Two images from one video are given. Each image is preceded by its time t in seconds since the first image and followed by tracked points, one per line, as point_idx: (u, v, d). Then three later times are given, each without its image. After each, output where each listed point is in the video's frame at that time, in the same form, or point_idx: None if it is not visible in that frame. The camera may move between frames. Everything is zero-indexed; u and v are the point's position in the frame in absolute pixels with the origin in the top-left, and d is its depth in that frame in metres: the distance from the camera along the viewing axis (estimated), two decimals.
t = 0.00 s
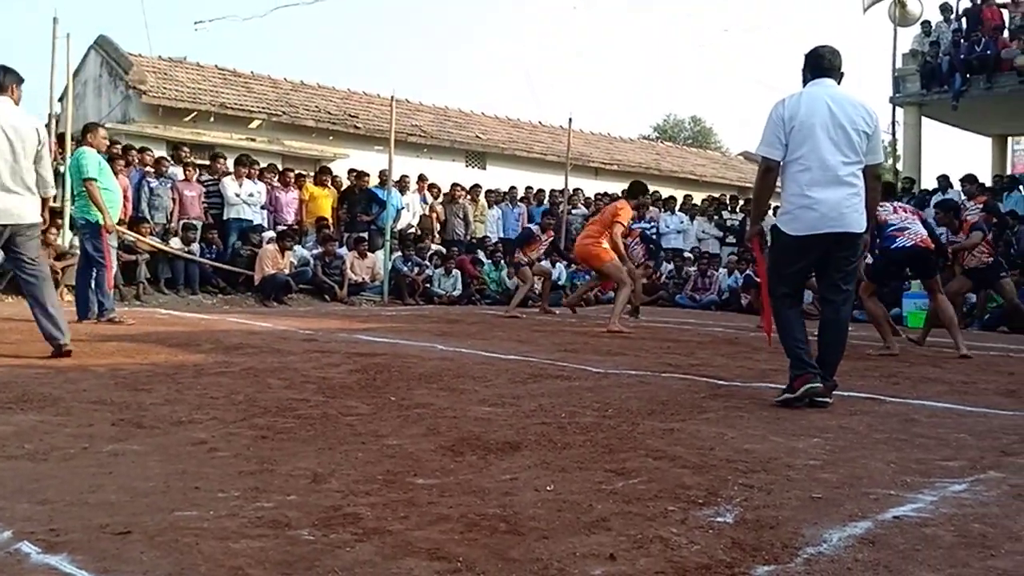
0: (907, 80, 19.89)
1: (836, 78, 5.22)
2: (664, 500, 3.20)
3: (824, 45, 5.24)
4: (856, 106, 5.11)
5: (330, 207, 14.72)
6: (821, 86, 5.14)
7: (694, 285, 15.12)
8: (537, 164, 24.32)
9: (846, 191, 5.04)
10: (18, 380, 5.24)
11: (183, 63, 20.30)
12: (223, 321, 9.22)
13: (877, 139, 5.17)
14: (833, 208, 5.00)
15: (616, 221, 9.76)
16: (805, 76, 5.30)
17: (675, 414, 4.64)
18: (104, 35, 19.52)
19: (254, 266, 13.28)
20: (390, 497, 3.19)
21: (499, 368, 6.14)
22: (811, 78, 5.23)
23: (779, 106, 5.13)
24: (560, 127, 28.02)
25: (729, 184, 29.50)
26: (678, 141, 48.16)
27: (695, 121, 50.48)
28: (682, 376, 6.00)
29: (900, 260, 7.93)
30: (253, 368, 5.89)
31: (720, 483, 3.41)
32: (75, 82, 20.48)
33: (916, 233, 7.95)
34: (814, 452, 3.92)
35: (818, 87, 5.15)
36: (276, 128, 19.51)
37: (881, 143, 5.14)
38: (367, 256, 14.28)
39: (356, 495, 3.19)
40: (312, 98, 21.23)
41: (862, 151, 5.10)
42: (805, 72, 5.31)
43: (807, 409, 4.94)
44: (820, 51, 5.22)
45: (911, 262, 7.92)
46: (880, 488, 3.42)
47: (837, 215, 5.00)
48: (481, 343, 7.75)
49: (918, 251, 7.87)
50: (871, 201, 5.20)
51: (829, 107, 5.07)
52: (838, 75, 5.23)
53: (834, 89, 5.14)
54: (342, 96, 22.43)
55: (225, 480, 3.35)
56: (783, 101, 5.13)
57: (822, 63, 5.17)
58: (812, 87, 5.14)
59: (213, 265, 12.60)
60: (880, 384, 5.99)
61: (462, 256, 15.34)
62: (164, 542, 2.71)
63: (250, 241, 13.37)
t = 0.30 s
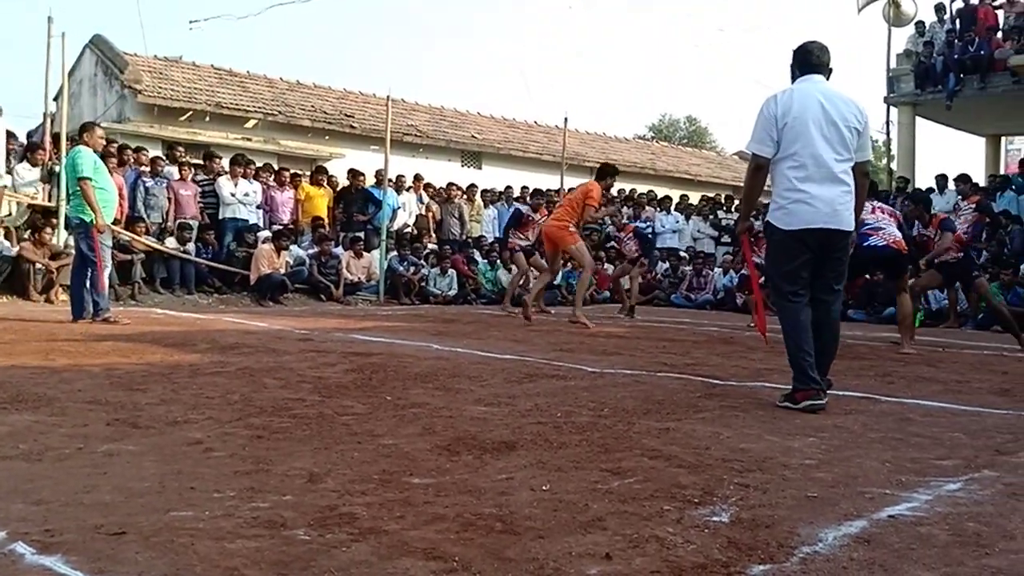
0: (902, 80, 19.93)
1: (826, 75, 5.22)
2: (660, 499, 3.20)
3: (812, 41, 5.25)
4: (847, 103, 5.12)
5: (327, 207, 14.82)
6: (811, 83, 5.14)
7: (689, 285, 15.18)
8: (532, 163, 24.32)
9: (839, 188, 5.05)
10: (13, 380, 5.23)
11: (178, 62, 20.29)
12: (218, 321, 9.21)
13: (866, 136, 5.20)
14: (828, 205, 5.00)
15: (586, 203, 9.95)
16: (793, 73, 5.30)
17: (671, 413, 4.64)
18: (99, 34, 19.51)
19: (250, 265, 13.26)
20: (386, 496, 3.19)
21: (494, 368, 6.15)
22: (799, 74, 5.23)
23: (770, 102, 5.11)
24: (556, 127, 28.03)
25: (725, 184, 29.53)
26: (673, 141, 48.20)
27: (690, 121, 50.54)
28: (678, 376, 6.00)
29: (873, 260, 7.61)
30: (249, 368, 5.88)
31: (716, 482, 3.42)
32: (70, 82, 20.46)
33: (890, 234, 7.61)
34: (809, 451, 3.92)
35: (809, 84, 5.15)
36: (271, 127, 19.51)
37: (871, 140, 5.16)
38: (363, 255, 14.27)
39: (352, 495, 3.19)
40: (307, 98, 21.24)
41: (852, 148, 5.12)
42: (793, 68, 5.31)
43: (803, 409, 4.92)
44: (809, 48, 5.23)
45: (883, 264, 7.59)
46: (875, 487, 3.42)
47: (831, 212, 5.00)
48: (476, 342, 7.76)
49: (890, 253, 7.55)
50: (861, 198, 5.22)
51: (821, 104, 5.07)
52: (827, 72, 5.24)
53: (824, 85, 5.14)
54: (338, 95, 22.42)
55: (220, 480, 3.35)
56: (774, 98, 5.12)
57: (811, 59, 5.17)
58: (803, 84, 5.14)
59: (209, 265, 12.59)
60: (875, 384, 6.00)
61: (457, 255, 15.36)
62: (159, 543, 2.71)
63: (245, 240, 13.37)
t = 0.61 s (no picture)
0: (898, 76, 19.92)
1: (818, 69, 5.22)
2: (655, 497, 3.20)
3: (804, 34, 5.23)
4: (840, 99, 5.13)
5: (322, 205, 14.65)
6: (805, 78, 5.13)
7: (685, 282, 15.26)
8: (528, 160, 24.31)
9: (833, 185, 5.06)
10: (8, 377, 5.22)
11: (173, 59, 20.23)
12: (214, 319, 9.19)
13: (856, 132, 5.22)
14: (823, 202, 5.01)
15: (560, 223, 10.98)
16: (784, 66, 5.28)
17: (667, 410, 4.64)
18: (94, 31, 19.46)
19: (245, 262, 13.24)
20: (382, 494, 3.18)
21: (490, 365, 6.14)
22: (791, 68, 5.22)
23: (766, 95, 5.08)
24: (552, 123, 28.01)
25: (721, 181, 29.54)
26: (669, 138, 48.19)
27: (687, 118, 50.53)
28: (674, 373, 6.00)
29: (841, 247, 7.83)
30: (244, 365, 5.87)
31: (712, 479, 3.42)
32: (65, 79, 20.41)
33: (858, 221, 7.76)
34: (806, 448, 3.92)
35: (803, 79, 5.14)
36: (268, 125, 19.47)
37: (862, 136, 5.19)
38: (359, 253, 14.26)
39: (348, 492, 3.19)
40: (302, 94, 21.21)
41: (845, 144, 5.13)
42: (785, 62, 5.28)
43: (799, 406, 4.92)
44: (801, 41, 5.21)
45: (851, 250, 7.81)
46: (871, 484, 3.43)
47: (826, 208, 5.01)
48: (472, 340, 7.75)
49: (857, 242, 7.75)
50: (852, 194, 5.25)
51: (816, 100, 5.06)
52: (819, 67, 5.23)
53: (818, 81, 5.14)
54: (334, 92, 22.39)
55: (215, 477, 3.34)
56: (770, 91, 5.09)
57: (803, 53, 5.16)
58: (797, 78, 5.12)
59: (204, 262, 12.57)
60: (870, 380, 6.01)
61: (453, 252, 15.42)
62: (154, 540, 2.70)
63: (241, 238, 13.37)
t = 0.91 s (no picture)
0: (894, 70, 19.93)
1: (810, 61, 5.21)
2: (650, 491, 3.21)
3: (796, 26, 5.22)
4: (833, 91, 5.13)
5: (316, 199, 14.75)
6: (798, 69, 5.12)
7: (680, 277, 15.28)
8: (523, 154, 24.28)
9: (826, 178, 5.07)
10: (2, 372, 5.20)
11: (167, 53, 20.17)
12: (208, 313, 9.18)
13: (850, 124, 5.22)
14: (816, 195, 5.02)
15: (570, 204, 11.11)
16: (777, 58, 5.28)
17: (661, 406, 4.64)
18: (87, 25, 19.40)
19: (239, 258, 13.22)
20: (377, 488, 3.19)
21: (485, 360, 6.14)
22: (784, 60, 5.21)
23: (758, 87, 5.08)
24: (546, 117, 28.01)
25: (717, 174, 29.57)
26: (664, 132, 48.21)
27: (682, 112, 50.54)
28: (668, 368, 6.00)
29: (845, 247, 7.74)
30: (238, 360, 5.86)
31: (706, 473, 3.43)
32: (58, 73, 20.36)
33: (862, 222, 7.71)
34: (800, 443, 3.93)
35: (795, 71, 5.14)
36: (261, 119, 19.43)
37: (856, 129, 5.19)
38: (353, 248, 14.29)
39: (343, 486, 3.19)
40: (297, 89, 21.17)
41: (838, 137, 5.13)
42: (777, 53, 5.28)
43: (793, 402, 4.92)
44: (793, 33, 5.20)
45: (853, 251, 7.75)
46: (865, 479, 3.44)
47: (820, 201, 5.02)
48: (466, 335, 7.75)
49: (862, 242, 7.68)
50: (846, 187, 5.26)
51: (809, 92, 5.07)
52: (812, 58, 5.23)
53: (810, 73, 5.14)
54: (328, 86, 22.34)
55: (210, 471, 3.34)
56: (762, 83, 5.09)
57: (795, 45, 5.15)
58: (789, 70, 5.12)
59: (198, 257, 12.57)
60: (865, 375, 6.02)
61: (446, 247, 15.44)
62: (149, 534, 2.70)
63: (235, 233, 13.35)
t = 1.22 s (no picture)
0: (892, 64, 19.94)
1: (808, 54, 5.21)
2: (647, 487, 3.22)
3: (794, 20, 5.22)
4: (831, 84, 5.12)
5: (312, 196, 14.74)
6: (795, 63, 5.13)
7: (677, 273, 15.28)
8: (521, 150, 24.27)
9: (824, 172, 5.07)
10: None
11: (164, 49, 20.14)
12: (205, 310, 9.18)
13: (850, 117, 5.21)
14: (813, 189, 5.02)
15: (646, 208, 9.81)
16: (776, 53, 5.28)
17: (660, 401, 4.65)
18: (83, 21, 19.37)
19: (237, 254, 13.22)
20: (375, 484, 3.19)
21: (482, 356, 6.15)
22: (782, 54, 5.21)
23: (754, 82, 5.10)
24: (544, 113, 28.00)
25: (715, 170, 29.58)
26: (662, 128, 48.21)
27: (679, 107, 50.54)
28: (665, 364, 6.01)
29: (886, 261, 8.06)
30: (236, 356, 5.87)
31: (703, 469, 3.44)
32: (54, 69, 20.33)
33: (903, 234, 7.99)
34: (797, 439, 3.94)
35: (792, 65, 5.14)
36: (258, 114, 19.45)
37: (856, 122, 5.18)
38: (350, 244, 14.29)
39: (341, 483, 3.20)
40: (294, 85, 21.16)
41: (837, 131, 5.12)
42: (776, 48, 5.28)
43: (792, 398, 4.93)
44: (791, 27, 5.21)
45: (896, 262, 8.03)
46: (862, 474, 3.45)
47: (817, 196, 5.02)
48: (463, 331, 7.75)
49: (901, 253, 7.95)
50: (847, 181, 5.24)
51: (806, 86, 5.07)
52: (811, 52, 5.23)
53: (808, 66, 5.14)
54: (325, 82, 22.32)
55: (208, 468, 3.35)
56: (758, 79, 5.10)
57: (793, 38, 5.15)
58: (786, 65, 5.13)
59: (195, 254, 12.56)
60: (862, 371, 6.02)
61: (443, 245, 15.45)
62: (147, 530, 2.71)
63: (233, 229, 13.36)
